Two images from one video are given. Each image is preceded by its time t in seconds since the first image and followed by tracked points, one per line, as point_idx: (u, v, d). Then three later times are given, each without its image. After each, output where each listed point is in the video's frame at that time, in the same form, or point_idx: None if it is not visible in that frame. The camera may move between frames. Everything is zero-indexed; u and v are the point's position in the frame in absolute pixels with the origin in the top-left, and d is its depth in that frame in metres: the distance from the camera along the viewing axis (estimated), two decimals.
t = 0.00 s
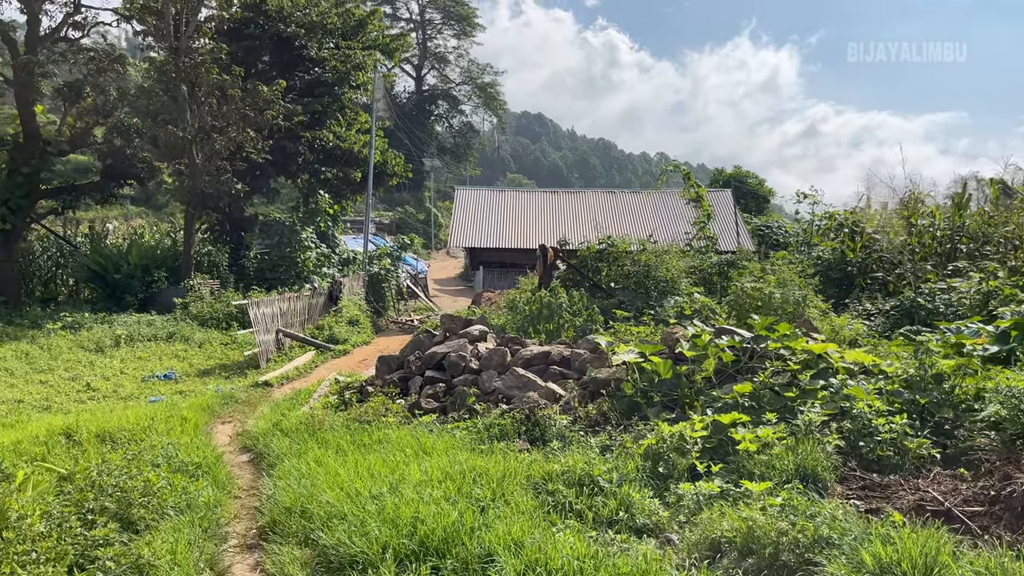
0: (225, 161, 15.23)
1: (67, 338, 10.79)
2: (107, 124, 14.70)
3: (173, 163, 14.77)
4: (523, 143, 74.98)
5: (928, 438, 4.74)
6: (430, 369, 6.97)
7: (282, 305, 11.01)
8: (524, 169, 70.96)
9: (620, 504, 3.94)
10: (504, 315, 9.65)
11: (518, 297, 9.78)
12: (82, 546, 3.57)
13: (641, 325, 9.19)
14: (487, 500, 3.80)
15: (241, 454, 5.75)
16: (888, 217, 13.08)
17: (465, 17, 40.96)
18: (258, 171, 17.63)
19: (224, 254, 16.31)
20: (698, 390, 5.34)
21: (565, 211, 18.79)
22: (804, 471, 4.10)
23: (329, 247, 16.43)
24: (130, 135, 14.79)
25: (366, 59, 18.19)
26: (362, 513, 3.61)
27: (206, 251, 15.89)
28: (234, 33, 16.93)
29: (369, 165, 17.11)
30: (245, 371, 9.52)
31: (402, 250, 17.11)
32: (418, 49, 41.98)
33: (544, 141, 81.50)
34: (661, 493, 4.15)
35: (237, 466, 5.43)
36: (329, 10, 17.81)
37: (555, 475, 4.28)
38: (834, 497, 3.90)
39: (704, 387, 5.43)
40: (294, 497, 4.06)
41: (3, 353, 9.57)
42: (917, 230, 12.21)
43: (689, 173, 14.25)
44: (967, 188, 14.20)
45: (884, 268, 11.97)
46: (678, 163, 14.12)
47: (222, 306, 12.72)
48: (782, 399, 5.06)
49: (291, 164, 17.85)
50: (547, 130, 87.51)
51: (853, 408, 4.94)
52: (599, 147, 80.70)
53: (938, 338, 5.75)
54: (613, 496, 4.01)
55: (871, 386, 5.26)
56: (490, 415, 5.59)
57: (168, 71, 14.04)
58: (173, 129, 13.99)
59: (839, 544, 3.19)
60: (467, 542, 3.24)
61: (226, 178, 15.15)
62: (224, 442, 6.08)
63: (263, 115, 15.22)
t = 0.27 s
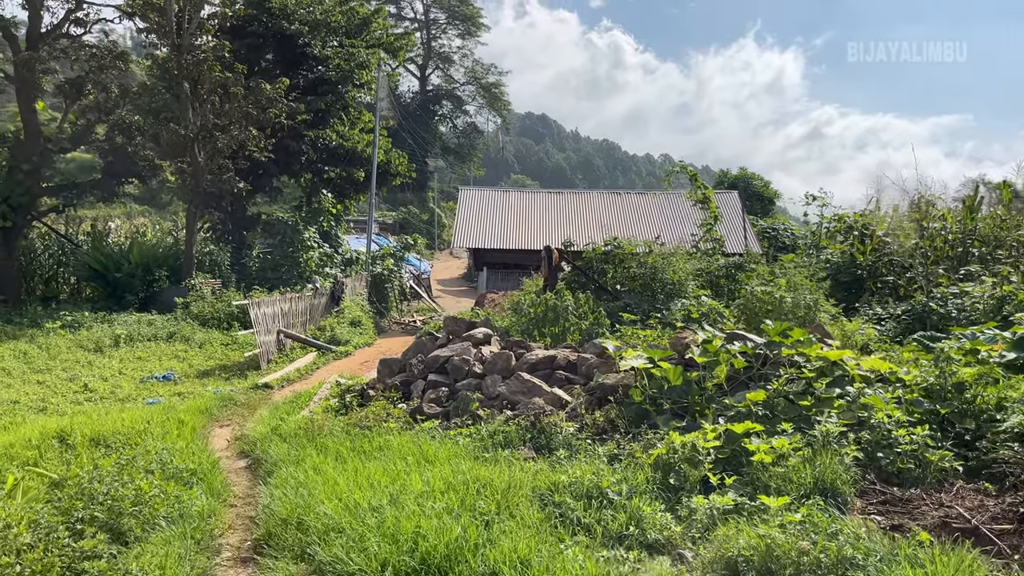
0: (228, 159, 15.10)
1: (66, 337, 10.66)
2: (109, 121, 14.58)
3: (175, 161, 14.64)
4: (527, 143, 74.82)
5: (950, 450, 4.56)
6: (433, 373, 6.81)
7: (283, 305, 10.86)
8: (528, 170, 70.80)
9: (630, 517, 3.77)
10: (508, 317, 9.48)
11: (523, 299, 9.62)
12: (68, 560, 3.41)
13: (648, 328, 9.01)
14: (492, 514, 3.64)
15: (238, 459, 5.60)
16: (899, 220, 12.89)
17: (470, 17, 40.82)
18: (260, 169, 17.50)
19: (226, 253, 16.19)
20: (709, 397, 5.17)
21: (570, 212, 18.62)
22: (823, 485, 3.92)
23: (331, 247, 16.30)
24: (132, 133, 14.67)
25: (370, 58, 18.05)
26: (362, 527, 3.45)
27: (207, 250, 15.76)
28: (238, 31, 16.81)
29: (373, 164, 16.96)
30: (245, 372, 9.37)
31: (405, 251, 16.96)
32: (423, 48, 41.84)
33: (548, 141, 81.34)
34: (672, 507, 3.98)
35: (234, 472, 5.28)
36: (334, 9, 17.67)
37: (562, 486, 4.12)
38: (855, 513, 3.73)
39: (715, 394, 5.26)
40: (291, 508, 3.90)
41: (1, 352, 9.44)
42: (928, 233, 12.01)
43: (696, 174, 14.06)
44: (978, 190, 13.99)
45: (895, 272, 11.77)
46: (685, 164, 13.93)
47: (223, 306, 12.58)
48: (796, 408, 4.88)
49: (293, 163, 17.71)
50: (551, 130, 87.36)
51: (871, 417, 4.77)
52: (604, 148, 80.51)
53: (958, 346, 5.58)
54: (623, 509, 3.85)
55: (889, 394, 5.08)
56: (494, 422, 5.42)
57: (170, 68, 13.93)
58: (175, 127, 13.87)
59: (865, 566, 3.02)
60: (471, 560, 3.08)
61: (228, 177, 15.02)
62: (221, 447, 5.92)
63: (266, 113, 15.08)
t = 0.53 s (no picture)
0: (230, 155, 14.95)
1: (67, 333, 10.54)
2: (111, 116, 14.45)
3: (178, 156, 14.50)
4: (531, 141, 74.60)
5: (976, 456, 4.38)
6: (438, 372, 6.65)
7: (286, 302, 10.71)
8: (533, 168, 70.59)
9: (646, 527, 3.60)
10: (514, 315, 9.31)
11: (529, 297, 9.45)
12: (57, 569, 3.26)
13: (656, 328, 8.84)
14: (502, 522, 3.48)
15: (238, 461, 5.45)
16: (911, 219, 12.68)
17: (475, 14, 40.60)
18: (264, 165, 17.36)
19: (229, 249, 16.05)
20: (724, 399, 4.99)
21: (576, 209, 18.45)
22: (847, 494, 3.75)
23: (335, 244, 16.15)
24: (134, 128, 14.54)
25: (375, 53, 17.88)
26: (365, 536, 3.29)
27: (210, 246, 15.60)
28: (242, 25, 16.66)
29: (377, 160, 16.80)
30: (247, 370, 9.23)
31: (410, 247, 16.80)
32: (427, 45, 41.66)
33: (552, 139, 81.09)
34: (689, 515, 3.81)
35: (234, 474, 5.13)
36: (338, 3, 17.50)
37: (574, 493, 3.95)
38: (881, 524, 3.56)
39: (730, 397, 5.09)
40: (292, 514, 3.75)
41: None
42: (942, 231, 11.80)
43: (705, 171, 13.85)
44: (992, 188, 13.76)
45: (907, 271, 11.55)
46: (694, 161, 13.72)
47: (226, 302, 12.44)
48: (815, 411, 4.70)
49: (297, 159, 17.56)
50: (556, 128, 87.11)
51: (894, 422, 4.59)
52: (608, 145, 80.24)
53: (984, 343, 5.37)
54: (638, 517, 3.68)
55: (911, 397, 4.90)
56: (502, 424, 5.26)
57: (173, 62, 13.79)
58: (177, 121, 13.72)
59: None
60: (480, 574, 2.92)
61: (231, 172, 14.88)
62: (220, 449, 5.77)
63: (269, 108, 14.92)
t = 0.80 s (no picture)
0: (232, 150, 14.78)
1: (67, 331, 10.40)
2: (112, 111, 14.30)
3: (179, 152, 14.34)
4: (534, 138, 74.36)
5: (1009, 461, 4.19)
6: (445, 372, 6.48)
7: (288, 300, 10.54)
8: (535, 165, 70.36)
9: (667, 536, 3.43)
10: (521, 313, 9.13)
11: (536, 295, 9.28)
12: None
13: (666, 326, 8.66)
14: (516, 532, 3.30)
15: (240, 464, 5.28)
16: (924, 215, 12.47)
17: (478, 10, 40.38)
18: (267, 161, 17.20)
19: (231, 246, 15.89)
20: (742, 401, 4.82)
21: (581, 206, 18.27)
22: (877, 502, 3.56)
23: (338, 241, 15.99)
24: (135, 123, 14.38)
25: (378, 48, 17.70)
26: (371, 547, 3.12)
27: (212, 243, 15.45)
28: (244, 20, 16.49)
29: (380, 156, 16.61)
30: (249, 369, 9.07)
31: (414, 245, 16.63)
32: (430, 42, 41.45)
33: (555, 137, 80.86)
34: (712, 523, 3.63)
35: (235, 477, 4.97)
36: None
37: (590, 499, 3.77)
38: (915, 534, 3.38)
39: (748, 398, 4.90)
40: (295, 521, 3.58)
41: None
42: (956, 228, 11.59)
43: (713, 167, 13.64)
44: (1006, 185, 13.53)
45: (920, 268, 11.33)
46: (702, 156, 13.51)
47: (228, 300, 12.28)
48: (839, 413, 4.52)
49: (300, 156, 17.39)
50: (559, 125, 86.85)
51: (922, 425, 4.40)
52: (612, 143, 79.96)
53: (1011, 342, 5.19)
54: (657, 525, 3.51)
55: (938, 399, 4.71)
56: (512, 426, 5.08)
57: (174, 57, 13.62)
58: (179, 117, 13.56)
59: None
60: None
61: (234, 168, 14.71)
62: (221, 451, 5.60)
63: (272, 103, 14.74)
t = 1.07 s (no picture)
0: (233, 150, 14.64)
1: (66, 333, 10.27)
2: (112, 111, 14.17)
3: (180, 152, 14.20)
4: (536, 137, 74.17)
5: None
6: (451, 375, 6.33)
7: (290, 301, 10.40)
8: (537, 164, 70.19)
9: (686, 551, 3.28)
10: (526, 314, 8.98)
11: (542, 295, 9.13)
12: None
13: (674, 326, 8.51)
14: (529, 548, 3.16)
15: (240, 471, 5.14)
16: (934, 213, 12.30)
17: (480, 8, 40.18)
18: (268, 161, 17.06)
19: (232, 247, 15.77)
20: (758, 406, 4.67)
21: (585, 205, 18.12)
22: (904, 515, 3.42)
23: (340, 241, 15.85)
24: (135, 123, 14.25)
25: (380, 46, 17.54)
26: (377, 564, 2.98)
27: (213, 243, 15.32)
28: (244, 18, 16.35)
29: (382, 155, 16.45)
30: (251, 371, 8.93)
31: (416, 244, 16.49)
32: (431, 40, 41.27)
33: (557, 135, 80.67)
34: (732, 535, 3.49)
35: (236, 485, 4.83)
36: None
37: (603, 510, 3.63)
38: (946, 549, 3.23)
39: (765, 403, 4.75)
40: (298, 535, 3.45)
41: None
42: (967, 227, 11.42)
43: (719, 164, 13.46)
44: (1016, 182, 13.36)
45: (931, 267, 11.17)
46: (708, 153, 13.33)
47: (229, 301, 12.15)
48: (859, 419, 4.35)
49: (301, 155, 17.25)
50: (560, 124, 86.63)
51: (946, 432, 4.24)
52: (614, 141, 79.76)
53: None
54: (675, 539, 3.36)
55: (961, 404, 4.55)
56: (520, 431, 4.94)
57: (174, 56, 13.48)
58: (179, 116, 13.43)
59: None
60: None
61: (235, 168, 14.58)
62: (221, 458, 5.45)
63: (273, 102, 14.60)
